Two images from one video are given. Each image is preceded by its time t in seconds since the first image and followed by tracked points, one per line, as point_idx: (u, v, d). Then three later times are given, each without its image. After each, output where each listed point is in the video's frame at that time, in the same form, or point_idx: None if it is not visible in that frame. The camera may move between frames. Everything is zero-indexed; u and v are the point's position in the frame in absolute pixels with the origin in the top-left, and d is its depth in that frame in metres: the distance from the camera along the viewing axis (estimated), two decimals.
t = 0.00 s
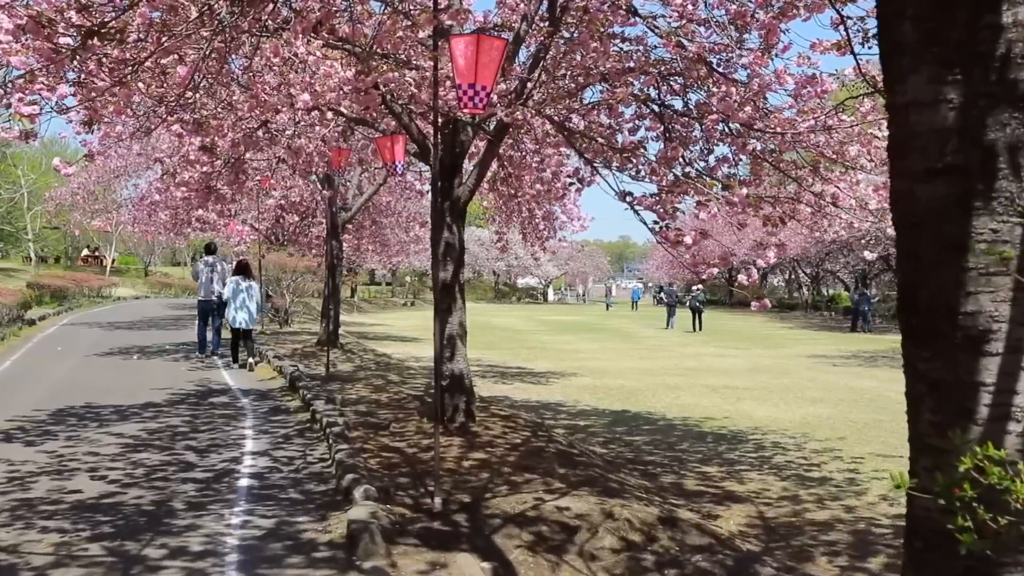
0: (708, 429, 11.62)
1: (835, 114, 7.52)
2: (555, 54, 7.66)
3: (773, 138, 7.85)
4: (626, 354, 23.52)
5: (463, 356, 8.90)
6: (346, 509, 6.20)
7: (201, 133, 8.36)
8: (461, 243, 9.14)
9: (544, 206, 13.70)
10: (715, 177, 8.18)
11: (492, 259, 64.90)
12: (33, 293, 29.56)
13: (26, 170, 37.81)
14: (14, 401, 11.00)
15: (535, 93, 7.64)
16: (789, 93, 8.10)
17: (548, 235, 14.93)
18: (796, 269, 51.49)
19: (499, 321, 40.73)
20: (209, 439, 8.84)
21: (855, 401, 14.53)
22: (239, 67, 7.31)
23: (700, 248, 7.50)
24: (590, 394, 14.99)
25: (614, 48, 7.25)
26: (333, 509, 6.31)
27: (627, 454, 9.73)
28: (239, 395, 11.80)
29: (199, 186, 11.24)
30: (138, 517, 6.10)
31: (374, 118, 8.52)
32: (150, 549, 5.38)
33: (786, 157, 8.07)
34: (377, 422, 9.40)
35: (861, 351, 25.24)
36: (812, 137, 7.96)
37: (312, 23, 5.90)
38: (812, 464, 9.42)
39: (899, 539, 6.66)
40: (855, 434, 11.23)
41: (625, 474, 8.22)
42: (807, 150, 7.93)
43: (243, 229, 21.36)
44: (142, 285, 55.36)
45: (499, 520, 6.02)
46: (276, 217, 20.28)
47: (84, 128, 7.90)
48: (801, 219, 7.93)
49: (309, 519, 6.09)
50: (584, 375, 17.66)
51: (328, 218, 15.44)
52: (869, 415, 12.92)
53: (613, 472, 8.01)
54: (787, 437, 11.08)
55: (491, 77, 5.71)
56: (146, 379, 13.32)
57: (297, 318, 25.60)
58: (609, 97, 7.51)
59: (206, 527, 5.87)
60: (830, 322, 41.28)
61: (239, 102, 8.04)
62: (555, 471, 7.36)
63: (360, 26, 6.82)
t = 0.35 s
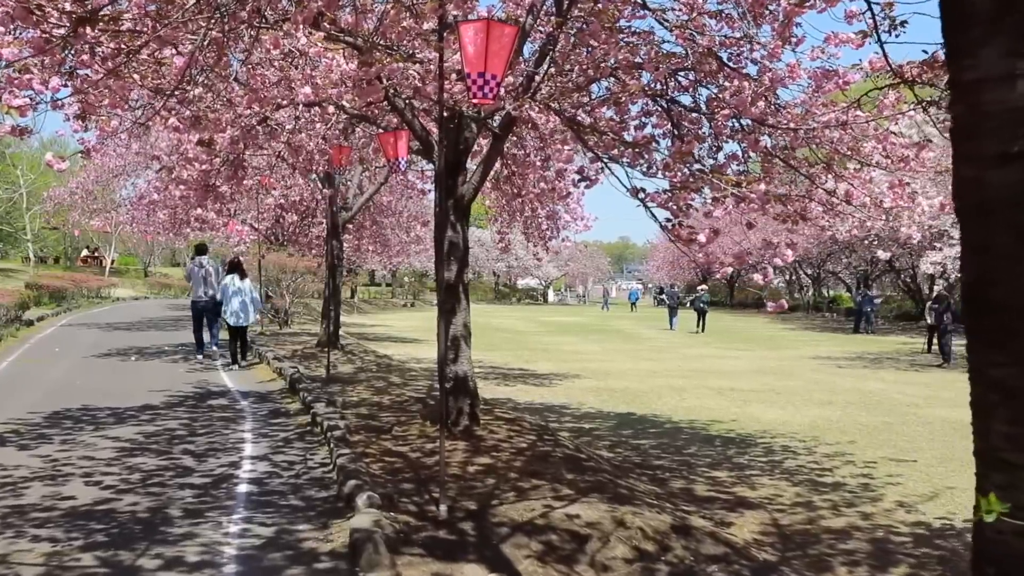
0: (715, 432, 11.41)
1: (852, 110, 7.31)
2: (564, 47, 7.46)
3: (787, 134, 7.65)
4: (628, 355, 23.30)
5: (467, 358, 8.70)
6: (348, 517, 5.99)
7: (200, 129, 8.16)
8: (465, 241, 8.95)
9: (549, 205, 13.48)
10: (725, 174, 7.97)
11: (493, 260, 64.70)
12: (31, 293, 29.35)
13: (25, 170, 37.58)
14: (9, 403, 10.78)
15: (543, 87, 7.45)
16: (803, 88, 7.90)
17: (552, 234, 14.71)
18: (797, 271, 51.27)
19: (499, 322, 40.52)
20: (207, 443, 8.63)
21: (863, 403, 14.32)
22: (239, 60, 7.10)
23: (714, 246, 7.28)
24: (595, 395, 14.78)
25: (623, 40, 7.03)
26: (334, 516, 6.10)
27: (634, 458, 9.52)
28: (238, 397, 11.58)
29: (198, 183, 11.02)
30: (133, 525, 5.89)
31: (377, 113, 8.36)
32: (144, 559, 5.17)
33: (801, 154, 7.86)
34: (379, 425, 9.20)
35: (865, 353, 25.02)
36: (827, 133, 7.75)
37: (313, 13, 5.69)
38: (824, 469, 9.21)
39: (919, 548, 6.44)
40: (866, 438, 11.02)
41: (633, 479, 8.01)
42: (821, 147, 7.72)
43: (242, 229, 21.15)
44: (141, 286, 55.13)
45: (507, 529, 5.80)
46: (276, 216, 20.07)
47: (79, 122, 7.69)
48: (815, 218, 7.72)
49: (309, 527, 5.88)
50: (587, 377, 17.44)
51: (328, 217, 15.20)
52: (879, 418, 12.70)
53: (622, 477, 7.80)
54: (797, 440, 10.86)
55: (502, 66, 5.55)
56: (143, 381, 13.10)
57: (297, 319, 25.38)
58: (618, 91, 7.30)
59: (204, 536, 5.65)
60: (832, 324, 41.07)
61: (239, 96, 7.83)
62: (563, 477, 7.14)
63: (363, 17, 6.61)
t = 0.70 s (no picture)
0: (723, 434, 11.21)
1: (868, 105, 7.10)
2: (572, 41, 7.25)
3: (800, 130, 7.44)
4: (631, 354, 23.10)
5: (471, 360, 8.49)
6: (350, 527, 5.78)
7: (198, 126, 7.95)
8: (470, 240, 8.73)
9: (552, 203, 13.28)
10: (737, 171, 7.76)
11: (493, 258, 64.48)
12: (28, 292, 29.14)
13: (23, 168, 37.36)
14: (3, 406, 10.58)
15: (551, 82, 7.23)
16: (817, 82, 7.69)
17: (556, 234, 14.51)
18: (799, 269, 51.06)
19: (501, 321, 40.34)
20: (205, 448, 8.43)
21: (872, 404, 14.12)
22: (237, 55, 6.89)
23: (727, 246, 7.06)
24: (599, 396, 14.58)
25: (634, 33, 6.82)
26: (336, 526, 5.89)
27: (642, 462, 9.32)
28: (237, 399, 11.37)
29: (195, 182, 10.81)
30: (127, 536, 5.68)
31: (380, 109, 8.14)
32: (138, 573, 4.96)
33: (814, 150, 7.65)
34: (381, 429, 9.00)
35: (869, 352, 24.82)
36: (841, 129, 7.54)
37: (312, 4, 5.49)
38: (836, 472, 9.00)
39: (940, 557, 6.24)
40: (877, 440, 10.81)
41: (643, 485, 7.81)
42: (836, 144, 7.51)
43: (241, 228, 20.95)
44: (141, 285, 54.93)
45: (515, 540, 5.60)
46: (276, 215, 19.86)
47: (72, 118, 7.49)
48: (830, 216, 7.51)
49: (310, 538, 5.67)
50: (591, 377, 17.23)
51: (329, 216, 14.98)
52: (889, 419, 12.50)
53: (631, 483, 7.60)
54: (807, 443, 10.65)
55: (512, 58, 5.38)
56: (141, 383, 12.90)
57: (296, 318, 25.16)
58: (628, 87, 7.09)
59: (200, 548, 5.45)
60: (834, 322, 40.87)
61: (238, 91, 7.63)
62: (571, 483, 6.94)
63: (365, 9, 6.41)
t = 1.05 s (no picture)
0: (730, 438, 10.99)
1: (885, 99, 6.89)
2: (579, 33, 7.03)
3: (813, 125, 7.23)
4: (632, 356, 22.91)
5: (474, 362, 8.28)
6: (350, 536, 5.56)
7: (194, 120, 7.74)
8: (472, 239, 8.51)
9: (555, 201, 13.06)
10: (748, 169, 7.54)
11: (493, 259, 64.29)
12: (25, 293, 28.92)
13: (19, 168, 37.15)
14: None
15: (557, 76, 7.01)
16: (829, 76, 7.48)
17: (558, 233, 14.29)
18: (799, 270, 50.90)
19: (500, 322, 40.16)
20: (201, 452, 8.20)
21: (879, 406, 13.91)
22: (234, 45, 6.67)
23: (741, 244, 6.83)
24: (602, 399, 14.38)
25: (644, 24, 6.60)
26: (336, 535, 5.67)
27: (649, 467, 9.10)
28: (233, 402, 11.15)
29: (191, 180, 10.58)
30: (118, 545, 5.45)
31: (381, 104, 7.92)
32: None
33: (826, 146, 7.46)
34: (381, 433, 8.77)
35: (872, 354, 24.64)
36: (856, 125, 7.33)
37: None
38: (848, 477, 8.78)
39: (962, 567, 6.01)
40: (887, 444, 10.60)
41: (651, 491, 7.59)
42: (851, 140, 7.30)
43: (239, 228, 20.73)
44: (138, 286, 54.67)
45: (522, 549, 5.38)
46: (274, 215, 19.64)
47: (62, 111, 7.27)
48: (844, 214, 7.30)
49: (308, 547, 5.45)
50: (593, 379, 17.02)
51: (328, 215, 14.76)
52: (897, 422, 12.29)
53: (639, 489, 7.38)
54: (816, 447, 10.43)
55: (522, 43, 5.24)
56: (137, 385, 12.68)
57: (295, 320, 24.96)
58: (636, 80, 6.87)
59: (194, 558, 5.22)
60: (834, 323, 40.71)
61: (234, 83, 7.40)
62: (578, 490, 6.71)
63: None
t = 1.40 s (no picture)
0: (735, 441, 10.79)
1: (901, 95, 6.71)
2: (586, 26, 6.83)
3: (826, 122, 7.03)
4: (631, 356, 22.72)
5: (476, 364, 8.08)
6: (350, 549, 5.34)
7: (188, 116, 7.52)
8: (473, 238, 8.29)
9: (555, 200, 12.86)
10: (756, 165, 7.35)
11: (489, 258, 64.11)
12: (17, 293, 28.67)
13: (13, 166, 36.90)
14: None
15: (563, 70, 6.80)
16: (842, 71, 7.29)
17: (559, 233, 14.09)
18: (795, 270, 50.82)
19: (496, 322, 39.98)
20: (194, 459, 7.98)
21: (884, 408, 13.72)
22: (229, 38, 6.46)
23: (754, 244, 6.63)
24: (603, 400, 14.18)
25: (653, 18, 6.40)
26: (334, 548, 5.45)
27: (654, 472, 8.89)
28: (229, 405, 10.93)
29: (186, 179, 10.36)
30: (107, 559, 5.23)
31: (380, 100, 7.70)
32: None
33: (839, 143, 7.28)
34: (381, 437, 8.56)
35: (872, 354, 24.46)
36: (869, 121, 7.13)
37: None
38: (858, 483, 8.58)
39: None
40: (896, 447, 10.40)
41: (658, 498, 7.38)
42: (864, 138, 7.11)
43: (234, 227, 20.50)
44: (133, 285, 54.41)
45: (529, 563, 5.16)
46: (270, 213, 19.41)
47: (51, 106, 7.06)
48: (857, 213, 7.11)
49: (306, 561, 5.23)
50: (593, 381, 16.81)
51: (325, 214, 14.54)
52: (904, 424, 12.10)
53: (646, 496, 7.16)
54: (823, 451, 10.22)
55: (535, 33, 5.18)
56: (129, 387, 12.45)
57: (290, 320, 24.72)
58: (643, 76, 6.66)
59: (188, 572, 5.00)
60: (832, 323, 40.53)
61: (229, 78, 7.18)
62: (584, 499, 6.50)
63: None
